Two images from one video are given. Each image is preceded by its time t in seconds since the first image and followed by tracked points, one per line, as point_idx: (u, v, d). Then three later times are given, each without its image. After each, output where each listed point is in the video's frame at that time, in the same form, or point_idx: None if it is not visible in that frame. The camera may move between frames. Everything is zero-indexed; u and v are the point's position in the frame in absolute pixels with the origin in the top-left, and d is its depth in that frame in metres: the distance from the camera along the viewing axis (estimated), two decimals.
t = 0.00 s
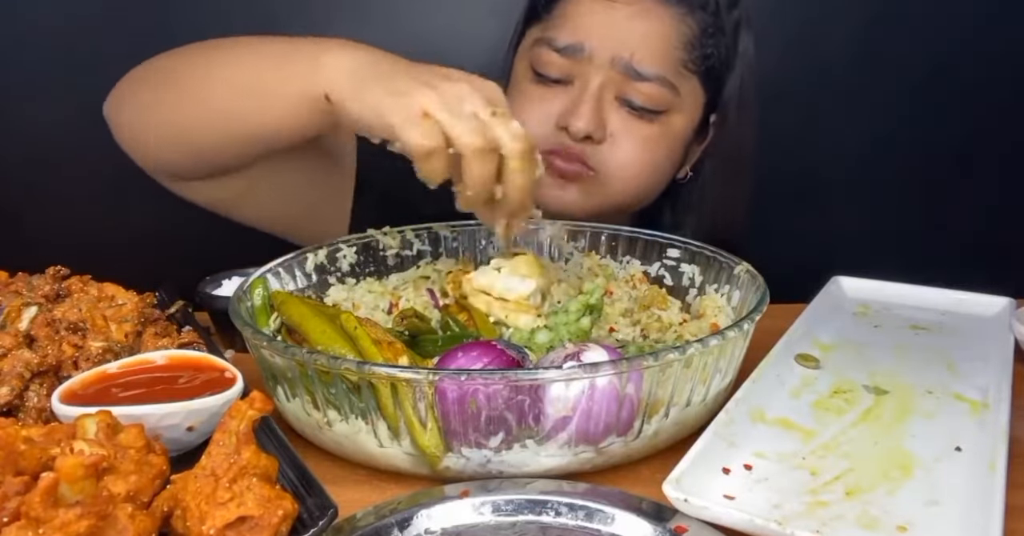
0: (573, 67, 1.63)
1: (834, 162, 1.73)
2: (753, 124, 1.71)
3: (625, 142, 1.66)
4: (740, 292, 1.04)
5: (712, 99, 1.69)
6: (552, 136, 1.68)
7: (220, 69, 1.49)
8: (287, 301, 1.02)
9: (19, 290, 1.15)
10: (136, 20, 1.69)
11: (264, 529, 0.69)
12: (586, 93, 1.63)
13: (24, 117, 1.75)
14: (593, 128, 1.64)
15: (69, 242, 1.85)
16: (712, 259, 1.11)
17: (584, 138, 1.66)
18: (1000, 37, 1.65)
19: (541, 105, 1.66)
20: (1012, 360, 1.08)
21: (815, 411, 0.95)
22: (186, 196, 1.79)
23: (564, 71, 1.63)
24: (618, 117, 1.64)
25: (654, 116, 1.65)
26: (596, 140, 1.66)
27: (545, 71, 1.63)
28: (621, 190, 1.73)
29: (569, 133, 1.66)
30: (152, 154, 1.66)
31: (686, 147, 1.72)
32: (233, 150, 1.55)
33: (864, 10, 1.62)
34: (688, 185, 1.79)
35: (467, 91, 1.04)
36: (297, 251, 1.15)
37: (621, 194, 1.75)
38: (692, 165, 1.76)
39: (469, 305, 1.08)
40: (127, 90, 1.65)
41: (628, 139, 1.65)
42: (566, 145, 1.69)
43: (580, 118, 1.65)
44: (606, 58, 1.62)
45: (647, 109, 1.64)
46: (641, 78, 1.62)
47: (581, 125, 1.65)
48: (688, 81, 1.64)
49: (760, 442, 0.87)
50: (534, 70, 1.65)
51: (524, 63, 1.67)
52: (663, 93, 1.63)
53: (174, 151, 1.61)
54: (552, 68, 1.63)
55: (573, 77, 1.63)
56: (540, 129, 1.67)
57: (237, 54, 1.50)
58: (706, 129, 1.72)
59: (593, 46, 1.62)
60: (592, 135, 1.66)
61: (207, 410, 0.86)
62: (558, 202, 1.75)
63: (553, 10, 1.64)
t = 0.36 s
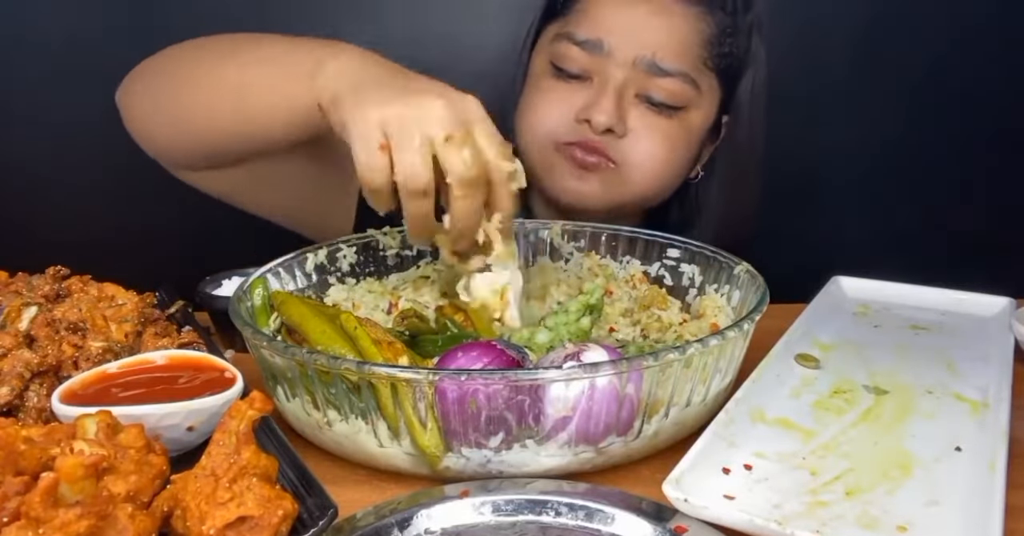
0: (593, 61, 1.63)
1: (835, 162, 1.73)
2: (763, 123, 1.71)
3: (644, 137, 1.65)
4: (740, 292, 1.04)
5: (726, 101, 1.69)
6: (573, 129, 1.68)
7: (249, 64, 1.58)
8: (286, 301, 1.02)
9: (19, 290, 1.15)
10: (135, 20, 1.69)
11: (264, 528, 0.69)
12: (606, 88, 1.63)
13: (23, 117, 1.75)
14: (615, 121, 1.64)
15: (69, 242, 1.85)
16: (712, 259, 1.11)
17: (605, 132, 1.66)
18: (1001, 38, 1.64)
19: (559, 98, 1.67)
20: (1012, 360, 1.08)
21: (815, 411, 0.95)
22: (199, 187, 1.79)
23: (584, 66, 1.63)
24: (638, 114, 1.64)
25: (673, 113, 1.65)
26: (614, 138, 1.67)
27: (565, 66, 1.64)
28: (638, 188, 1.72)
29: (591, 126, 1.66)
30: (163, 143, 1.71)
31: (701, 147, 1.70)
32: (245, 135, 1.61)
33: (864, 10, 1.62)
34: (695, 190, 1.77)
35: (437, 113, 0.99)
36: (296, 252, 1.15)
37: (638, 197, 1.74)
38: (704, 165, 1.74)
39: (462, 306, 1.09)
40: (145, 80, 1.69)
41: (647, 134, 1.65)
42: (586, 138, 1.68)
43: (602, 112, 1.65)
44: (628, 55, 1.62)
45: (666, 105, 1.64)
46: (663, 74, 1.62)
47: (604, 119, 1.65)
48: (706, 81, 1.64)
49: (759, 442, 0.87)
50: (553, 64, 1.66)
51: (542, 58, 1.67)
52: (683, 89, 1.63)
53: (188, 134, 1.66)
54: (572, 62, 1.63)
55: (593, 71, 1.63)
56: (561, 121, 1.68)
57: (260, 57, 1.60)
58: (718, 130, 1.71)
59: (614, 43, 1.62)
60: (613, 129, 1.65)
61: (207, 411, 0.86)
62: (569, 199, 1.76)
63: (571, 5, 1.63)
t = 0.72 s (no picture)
0: (593, 56, 1.58)
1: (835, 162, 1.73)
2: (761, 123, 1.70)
3: (641, 134, 1.60)
4: (740, 292, 1.04)
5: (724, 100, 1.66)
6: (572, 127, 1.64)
7: (247, 84, 1.46)
8: (287, 302, 1.02)
9: (19, 289, 1.15)
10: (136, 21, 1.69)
11: (264, 529, 0.69)
12: (603, 82, 1.58)
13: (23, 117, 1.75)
14: (612, 118, 1.59)
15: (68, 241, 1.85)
16: (712, 259, 1.11)
17: (602, 128, 1.61)
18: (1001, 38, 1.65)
19: (556, 93, 1.63)
20: (1012, 360, 1.08)
21: (815, 411, 0.95)
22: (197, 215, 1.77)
23: (581, 60, 1.59)
24: (636, 109, 1.58)
25: (671, 107, 1.60)
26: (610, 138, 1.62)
27: (563, 60, 1.60)
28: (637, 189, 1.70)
29: (589, 123, 1.61)
30: (154, 164, 1.59)
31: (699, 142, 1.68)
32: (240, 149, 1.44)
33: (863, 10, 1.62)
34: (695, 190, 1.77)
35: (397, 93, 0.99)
36: (296, 252, 1.15)
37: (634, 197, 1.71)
38: (702, 165, 1.74)
39: (463, 306, 1.09)
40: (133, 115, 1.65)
41: (644, 129, 1.60)
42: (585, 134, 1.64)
43: (599, 108, 1.59)
44: (625, 50, 1.57)
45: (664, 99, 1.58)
46: (659, 68, 1.57)
47: (601, 115, 1.59)
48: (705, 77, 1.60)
49: (759, 442, 0.87)
50: (550, 59, 1.62)
51: (541, 54, 1.64)
52: (683, 86, 1.58)
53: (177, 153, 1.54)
54: (570, 57, 1.59)
55: (592, 66, 1.58)
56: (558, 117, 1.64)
57: (255, 76, 1.48)
58: (717, 127, 1.69)
59: (610, 38, 1.57)
60: (610, 125, 1.60)
61: (207, 410, 0.86)
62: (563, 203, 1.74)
63: (570, 3, 1.62)
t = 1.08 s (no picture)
0: (580, 56, 1.64)
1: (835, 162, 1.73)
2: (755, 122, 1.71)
3: (631, 135, 1.67)
4: (740, 291, 1.04)
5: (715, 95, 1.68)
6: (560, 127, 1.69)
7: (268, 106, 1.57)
8: (286, 301, 1.02)
9: (19, 290, 1.15)
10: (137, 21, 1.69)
11: (264, 529, 0.69)
12: (592, 84, 1.65)
13: (23, 117, 1.75)
14: (601, 119, 1.67)
15: (68, 242, 1.85)
16: (712, 259, 1.11)
17: (591, 129, 1.68)
18: (1000, 38, 1.65)
19: (547, 95, 1.68)
20: (1012, 361, 1.08)
21: (815, 411, 0.95)
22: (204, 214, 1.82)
23: (570, 62, 1.65)
24: (625, 111, 1.66)
25: (660, 108, 1.66)
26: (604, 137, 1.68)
27: (550, 61, 1.65)
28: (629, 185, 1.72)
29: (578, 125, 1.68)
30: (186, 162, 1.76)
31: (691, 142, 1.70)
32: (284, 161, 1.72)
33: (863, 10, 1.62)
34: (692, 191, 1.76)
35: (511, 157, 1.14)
36: (296, 252, 1.15)
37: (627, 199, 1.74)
38: (696, 163, 1.73)
39: (463, 306, 1.07)
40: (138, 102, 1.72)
41: (634, 131, 1.67)
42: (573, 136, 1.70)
43: (588, 109, 1.67)
44: (614, 52, 1.64)
45: (654, 100, 1.66)
46: (649, 68, 1.64)
47: (588, 116, 1.67)
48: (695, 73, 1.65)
49: (759, 442, 0.87)
50: (538, 60, 1.66)
51: (527, 55, 1.67)
52: (672, 82, 1.65)
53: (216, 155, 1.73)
54: (558, 58, 1.65)
55: (579, 65, 1.65)
56: (548, 119, 1.69)
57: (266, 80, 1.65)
58: (709, 128, 1.70)
59: (599, 39, 1.63)
60: (599, 126, 1.67)
61: (207, 411, 0.86)
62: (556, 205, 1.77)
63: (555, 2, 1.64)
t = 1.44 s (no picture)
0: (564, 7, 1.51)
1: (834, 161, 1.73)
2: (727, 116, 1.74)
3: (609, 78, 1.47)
4: (740, 292, 1.04)
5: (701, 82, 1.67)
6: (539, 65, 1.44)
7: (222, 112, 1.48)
8: (286, 301, 1.02)
9: (19, 289, 1.15)
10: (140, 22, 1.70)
11: (263, 529, 0.69)
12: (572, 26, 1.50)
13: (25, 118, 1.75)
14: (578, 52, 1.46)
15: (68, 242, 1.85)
16: (712, 259, 1.11)
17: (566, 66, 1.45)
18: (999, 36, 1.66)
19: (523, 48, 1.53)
20: (1012, 360, 1.08)
21: (815, 412, 0.95)
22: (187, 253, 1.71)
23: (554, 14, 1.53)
24: (603, 52, 1.48)
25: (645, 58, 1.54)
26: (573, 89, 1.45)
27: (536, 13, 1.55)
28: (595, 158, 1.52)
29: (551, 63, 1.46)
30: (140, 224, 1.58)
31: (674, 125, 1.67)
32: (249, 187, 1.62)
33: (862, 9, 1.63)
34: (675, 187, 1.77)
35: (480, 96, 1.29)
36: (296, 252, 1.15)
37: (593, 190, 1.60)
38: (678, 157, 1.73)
39: (464, 306, 1.06)
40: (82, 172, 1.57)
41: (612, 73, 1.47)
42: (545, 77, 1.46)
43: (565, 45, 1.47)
44: None
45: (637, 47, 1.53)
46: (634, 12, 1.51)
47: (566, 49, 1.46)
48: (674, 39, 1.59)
49: (759, 442, 0.87)
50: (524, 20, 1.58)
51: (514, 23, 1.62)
52: (655, 33, 1.54)
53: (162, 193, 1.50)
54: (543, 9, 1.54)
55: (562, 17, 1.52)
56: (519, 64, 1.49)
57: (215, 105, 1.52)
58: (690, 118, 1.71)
59: None
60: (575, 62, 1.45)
61: (207, 411, 0.86)
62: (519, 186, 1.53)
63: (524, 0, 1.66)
